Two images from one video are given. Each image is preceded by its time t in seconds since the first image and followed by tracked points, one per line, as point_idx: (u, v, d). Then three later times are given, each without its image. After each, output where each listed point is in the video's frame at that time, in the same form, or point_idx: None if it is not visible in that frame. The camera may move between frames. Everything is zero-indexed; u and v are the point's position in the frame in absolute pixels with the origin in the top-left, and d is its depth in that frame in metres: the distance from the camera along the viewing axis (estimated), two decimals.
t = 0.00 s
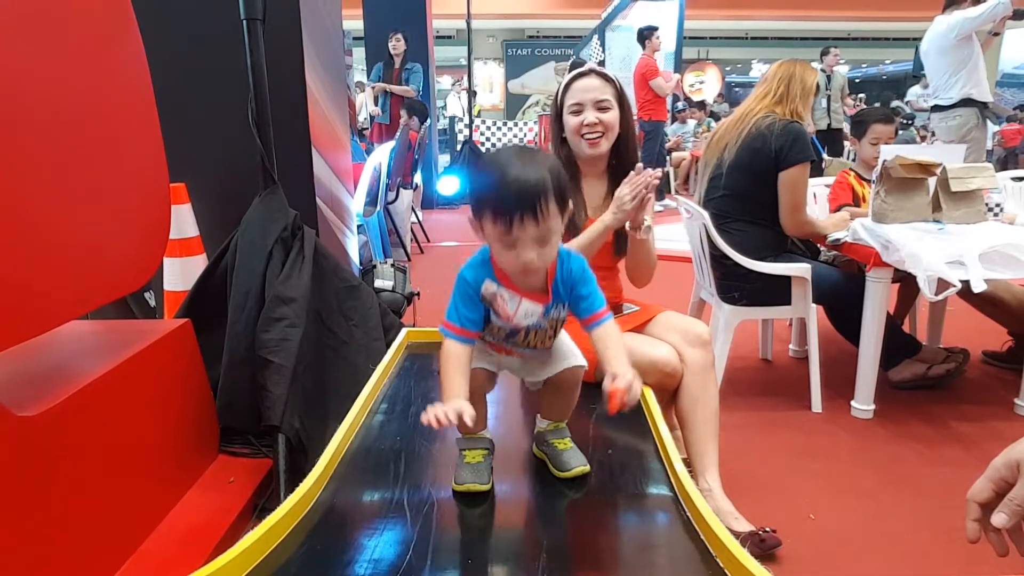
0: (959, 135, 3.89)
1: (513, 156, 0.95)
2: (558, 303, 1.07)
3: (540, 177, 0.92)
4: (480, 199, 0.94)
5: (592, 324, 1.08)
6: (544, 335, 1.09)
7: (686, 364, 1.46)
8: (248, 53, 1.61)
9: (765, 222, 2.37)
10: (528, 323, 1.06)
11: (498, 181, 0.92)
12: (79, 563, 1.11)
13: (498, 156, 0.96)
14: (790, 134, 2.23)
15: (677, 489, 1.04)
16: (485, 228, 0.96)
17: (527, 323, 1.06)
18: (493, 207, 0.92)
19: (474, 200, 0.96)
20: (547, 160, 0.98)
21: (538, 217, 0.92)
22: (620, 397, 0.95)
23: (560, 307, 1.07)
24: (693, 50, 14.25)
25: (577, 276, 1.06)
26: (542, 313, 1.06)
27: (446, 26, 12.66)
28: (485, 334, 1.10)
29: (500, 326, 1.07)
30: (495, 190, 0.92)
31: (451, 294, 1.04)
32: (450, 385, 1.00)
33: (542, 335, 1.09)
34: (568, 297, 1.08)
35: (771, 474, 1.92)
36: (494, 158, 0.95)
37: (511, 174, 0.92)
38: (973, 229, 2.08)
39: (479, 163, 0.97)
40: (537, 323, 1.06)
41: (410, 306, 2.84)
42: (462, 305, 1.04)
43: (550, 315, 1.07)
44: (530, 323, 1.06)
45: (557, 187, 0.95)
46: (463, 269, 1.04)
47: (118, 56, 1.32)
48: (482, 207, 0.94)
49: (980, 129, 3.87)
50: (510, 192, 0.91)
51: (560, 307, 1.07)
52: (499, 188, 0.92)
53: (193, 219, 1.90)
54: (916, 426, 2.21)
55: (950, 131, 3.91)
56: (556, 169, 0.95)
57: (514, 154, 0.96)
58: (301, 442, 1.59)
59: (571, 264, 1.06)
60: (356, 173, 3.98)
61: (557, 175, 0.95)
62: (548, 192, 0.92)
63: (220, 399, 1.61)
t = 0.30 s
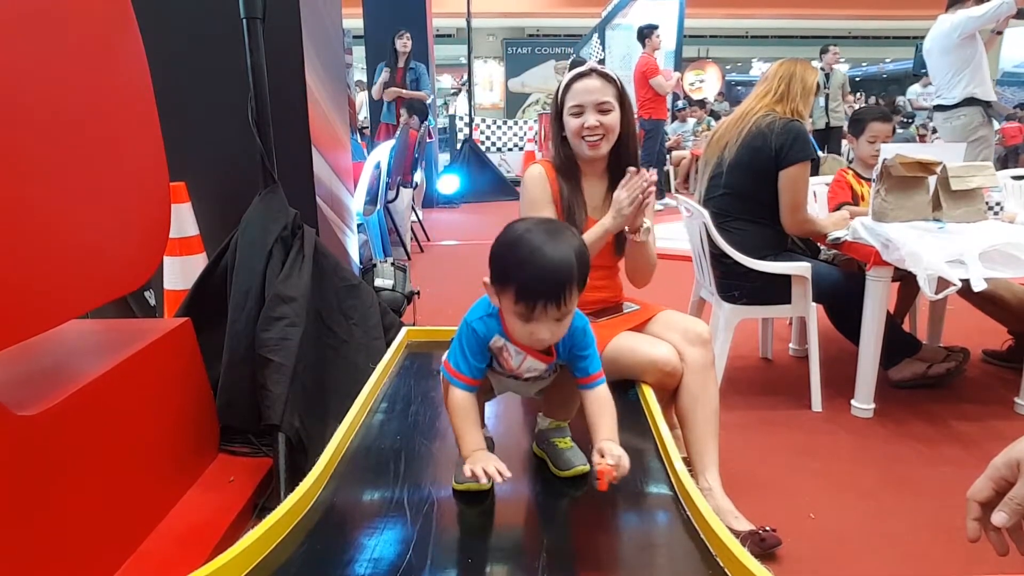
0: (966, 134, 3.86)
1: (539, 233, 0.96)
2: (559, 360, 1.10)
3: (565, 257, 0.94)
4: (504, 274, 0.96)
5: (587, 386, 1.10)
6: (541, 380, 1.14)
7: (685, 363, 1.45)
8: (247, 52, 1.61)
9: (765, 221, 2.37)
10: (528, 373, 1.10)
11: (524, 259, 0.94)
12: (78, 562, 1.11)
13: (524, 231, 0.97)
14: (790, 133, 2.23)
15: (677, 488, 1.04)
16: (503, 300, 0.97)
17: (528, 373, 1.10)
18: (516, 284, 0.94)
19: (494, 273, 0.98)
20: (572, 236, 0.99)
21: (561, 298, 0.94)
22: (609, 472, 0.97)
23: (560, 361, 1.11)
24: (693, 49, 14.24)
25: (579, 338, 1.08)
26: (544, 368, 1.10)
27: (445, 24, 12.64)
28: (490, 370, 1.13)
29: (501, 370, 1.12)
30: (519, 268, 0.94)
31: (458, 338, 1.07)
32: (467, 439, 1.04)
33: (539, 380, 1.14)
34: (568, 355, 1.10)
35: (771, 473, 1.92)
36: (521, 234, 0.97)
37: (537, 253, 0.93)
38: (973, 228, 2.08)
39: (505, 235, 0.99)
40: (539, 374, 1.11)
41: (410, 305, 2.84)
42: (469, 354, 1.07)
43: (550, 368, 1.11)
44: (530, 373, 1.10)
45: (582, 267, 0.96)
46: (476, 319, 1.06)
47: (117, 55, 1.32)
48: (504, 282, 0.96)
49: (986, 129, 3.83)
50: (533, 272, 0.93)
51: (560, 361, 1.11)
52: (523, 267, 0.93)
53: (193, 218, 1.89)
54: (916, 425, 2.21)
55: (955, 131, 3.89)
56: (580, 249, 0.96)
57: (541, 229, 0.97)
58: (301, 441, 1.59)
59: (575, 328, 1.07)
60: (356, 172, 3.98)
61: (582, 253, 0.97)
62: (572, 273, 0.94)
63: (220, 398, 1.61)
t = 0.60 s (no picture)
0: (970, 140, 3.74)
1: (523, 264, 0.95)
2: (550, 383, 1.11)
3: (548, 289, 0.93)
4: (488, 308, 0.95)
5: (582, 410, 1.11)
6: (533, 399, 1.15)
7: (685, 365, 1.45)
8: (248, 54, 1.62)
9: (765, 223, 2.38)
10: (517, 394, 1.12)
11: (506, 293, 0.93)
12: (77, 563, 1.10)
13: (507, 263, 0.96)
14: (790, 135, 2.22)
15: (677, 489, 1.04)
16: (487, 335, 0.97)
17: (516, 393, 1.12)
18: (498, 319, 0.93)
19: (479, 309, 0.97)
20: (557, 265, 0.98)
21: (545, 331, 0.93)
22: (615, 471, 0.95)
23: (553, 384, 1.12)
24: (693, 51, 14.24)
25: (570, 365, 1.08)
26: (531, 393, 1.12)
27: (446, 26, 12.64)
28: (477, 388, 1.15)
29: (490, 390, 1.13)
30: (501, 302, 0.93)
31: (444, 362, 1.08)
32: (449, 444, 1.04)
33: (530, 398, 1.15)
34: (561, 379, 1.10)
35: (771, 474, 1.92)
36: (504, 267, 0.95)
37: (519, 288, 0.93)
38: (973, 229, 2.08)
39: (489, 266, 0.98)
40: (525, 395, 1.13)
41: (410, 306, 2.84)
42: (454, 376, 1.07)
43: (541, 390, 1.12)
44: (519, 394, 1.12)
45: (566, 297, 0.95)
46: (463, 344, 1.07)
47: (119, 56, 1.32)
48: (487, 318, 0.95)
49: (993, 132, 3.70)
50: (516, 308, 0.92)
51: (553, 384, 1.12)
52: (506, 302, 0.93)
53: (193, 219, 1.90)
54: (916, 426, 2.21)
55: (961, 135, 3.76)
56: (564, 278, 0.95)
57: (524, 260, 0.96)
58: (301, 442, 1.59)
59: (565, 355, 1.07)
60: (356, 174, 3.97)
61: (566, 284, 0.96)
62: (554, 307, 0.93)
63: (220, 400, 1.61)
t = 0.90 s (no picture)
0: (978, 138, 3.72)
1: (512, 355, 0.83)
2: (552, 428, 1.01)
3: (536, 390, 0.81)
4: (466, 399, 0.83)
5: (577, 467, 0.98)
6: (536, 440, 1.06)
7: (685, 363, 1.45)
8: (248, 50, 1.61)
9: (765, 220, 2.38)
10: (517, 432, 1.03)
11: (488, 387, 0.81)
12: (78, 559, 1.11)
13: (496, 348, 0.84)
14: (790, 131, 2.22)
15: (677, 486, 1.05)
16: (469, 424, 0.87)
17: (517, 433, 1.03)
18: (476, 414, 0.82)
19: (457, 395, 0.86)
20: (550, 354, 0.86)
21: (525, 436, 0.82)
22: (573, 540, 0.85)
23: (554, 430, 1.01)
24: (694, 47, 14.24)
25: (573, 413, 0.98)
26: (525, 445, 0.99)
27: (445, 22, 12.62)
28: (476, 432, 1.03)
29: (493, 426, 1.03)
30: (482, 397, 0.81)
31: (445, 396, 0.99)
32: (452, 503, 0.96)
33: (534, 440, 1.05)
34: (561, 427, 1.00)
35: (771, 471, 1.92)
36: (492, 355, 0.83)
37: (503, 383, 0.81)
38: (973, 226, 2.08)
39: (475, 347, 0.86)
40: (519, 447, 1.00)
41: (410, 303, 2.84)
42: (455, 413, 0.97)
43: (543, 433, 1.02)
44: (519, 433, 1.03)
45: (555, 396, 0.83)
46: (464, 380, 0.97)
47: (118, 54, 1.32)
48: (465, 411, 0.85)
49: (999, 131, 3.70)
50: (496, 407, 0.80)
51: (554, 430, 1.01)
52: (485, 398, 0.81)
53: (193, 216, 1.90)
54: (915, 423, 2.21)
55: (967, 134, 3.75)
56: (555, 374, 0.83)
57: (514, 348, 0.84)
58: (301, 439, 1.59)
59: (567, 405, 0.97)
60: (356, 171, 3.97)
61: (557, 381, 0.84)
62: (540, 409, 0.81)
63: (220, 397, 1.61)
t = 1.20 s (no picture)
0: (983, 141, 3.72)
1: (505, 364, 0.83)
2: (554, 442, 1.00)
3: (529, 400, 0.81)
4: (461, 409, 0.84)
5: (588, 476, 0.98)
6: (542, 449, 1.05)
7: (686, 361, 1.45)
8: (247, 48, 1.61)
9: (763, 218, 2.37)
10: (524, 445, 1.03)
11: (481, 398, 0.81)
12: (80, 557, 1.11)
13: (489, 357, 0.84)
14: (784, 127, 2.22)
15: (677, 484, 1.05)
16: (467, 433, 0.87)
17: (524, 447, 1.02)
18: (470, 424, 0.82)
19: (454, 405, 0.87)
20: (548, 363, 0.85)
21: (521, 447, 0.81)
22: (578, 541, 0.85)
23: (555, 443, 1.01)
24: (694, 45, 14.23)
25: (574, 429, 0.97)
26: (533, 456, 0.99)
27: (445, 20, 12.61)
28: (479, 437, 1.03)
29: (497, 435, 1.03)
30: (475, 407, 0.82)
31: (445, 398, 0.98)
32: (452, 504, 0.96)
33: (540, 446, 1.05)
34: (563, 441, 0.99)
35: (771, 469, 1.92)
36: (485, 365, 0.83)
37: (495, 393, 0.81)
38: (973, 224, 2.08)
39: (469, 356, 0.86)
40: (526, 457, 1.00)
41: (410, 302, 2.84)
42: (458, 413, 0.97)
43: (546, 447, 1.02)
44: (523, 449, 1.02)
45: (551, 406, 0.83)
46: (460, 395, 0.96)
47: (117, 52, 1.31)
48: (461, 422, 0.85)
49: (1003, 133, 3.69)
50: (489, 416, 0.81)
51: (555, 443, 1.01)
52: (479, 408, 0.81)
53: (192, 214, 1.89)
54: (915, 421, 2.21)
55: (973, 136, 3.74)
56: (551, 383, 0.83)
57: (508, 357, 0.84)
58: (301, 437, 1.59)
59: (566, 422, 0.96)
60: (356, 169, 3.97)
61: (552, 391, 0.83)
62: (535, 419, 0.81)
63: (220, 396, 1.61)
